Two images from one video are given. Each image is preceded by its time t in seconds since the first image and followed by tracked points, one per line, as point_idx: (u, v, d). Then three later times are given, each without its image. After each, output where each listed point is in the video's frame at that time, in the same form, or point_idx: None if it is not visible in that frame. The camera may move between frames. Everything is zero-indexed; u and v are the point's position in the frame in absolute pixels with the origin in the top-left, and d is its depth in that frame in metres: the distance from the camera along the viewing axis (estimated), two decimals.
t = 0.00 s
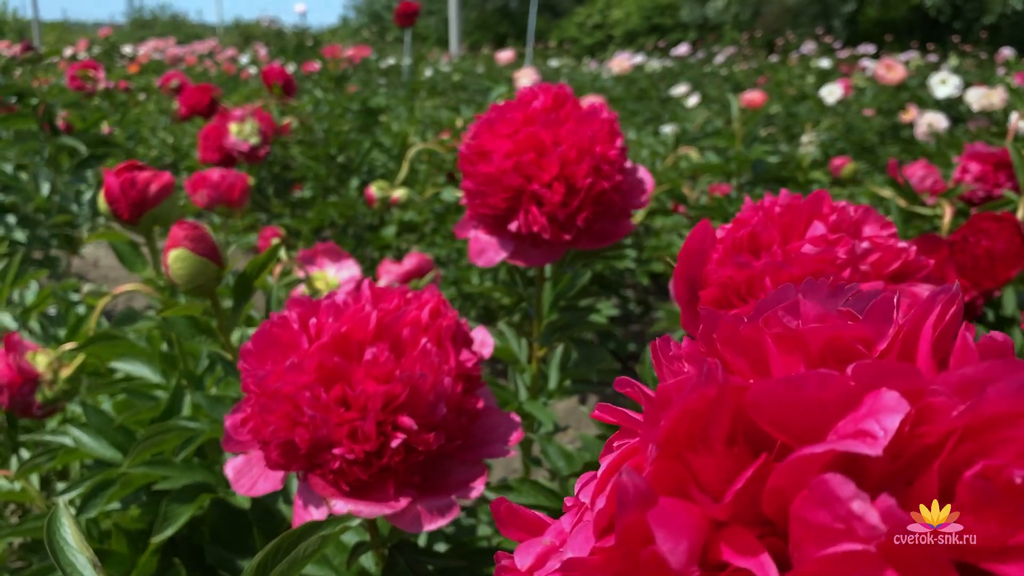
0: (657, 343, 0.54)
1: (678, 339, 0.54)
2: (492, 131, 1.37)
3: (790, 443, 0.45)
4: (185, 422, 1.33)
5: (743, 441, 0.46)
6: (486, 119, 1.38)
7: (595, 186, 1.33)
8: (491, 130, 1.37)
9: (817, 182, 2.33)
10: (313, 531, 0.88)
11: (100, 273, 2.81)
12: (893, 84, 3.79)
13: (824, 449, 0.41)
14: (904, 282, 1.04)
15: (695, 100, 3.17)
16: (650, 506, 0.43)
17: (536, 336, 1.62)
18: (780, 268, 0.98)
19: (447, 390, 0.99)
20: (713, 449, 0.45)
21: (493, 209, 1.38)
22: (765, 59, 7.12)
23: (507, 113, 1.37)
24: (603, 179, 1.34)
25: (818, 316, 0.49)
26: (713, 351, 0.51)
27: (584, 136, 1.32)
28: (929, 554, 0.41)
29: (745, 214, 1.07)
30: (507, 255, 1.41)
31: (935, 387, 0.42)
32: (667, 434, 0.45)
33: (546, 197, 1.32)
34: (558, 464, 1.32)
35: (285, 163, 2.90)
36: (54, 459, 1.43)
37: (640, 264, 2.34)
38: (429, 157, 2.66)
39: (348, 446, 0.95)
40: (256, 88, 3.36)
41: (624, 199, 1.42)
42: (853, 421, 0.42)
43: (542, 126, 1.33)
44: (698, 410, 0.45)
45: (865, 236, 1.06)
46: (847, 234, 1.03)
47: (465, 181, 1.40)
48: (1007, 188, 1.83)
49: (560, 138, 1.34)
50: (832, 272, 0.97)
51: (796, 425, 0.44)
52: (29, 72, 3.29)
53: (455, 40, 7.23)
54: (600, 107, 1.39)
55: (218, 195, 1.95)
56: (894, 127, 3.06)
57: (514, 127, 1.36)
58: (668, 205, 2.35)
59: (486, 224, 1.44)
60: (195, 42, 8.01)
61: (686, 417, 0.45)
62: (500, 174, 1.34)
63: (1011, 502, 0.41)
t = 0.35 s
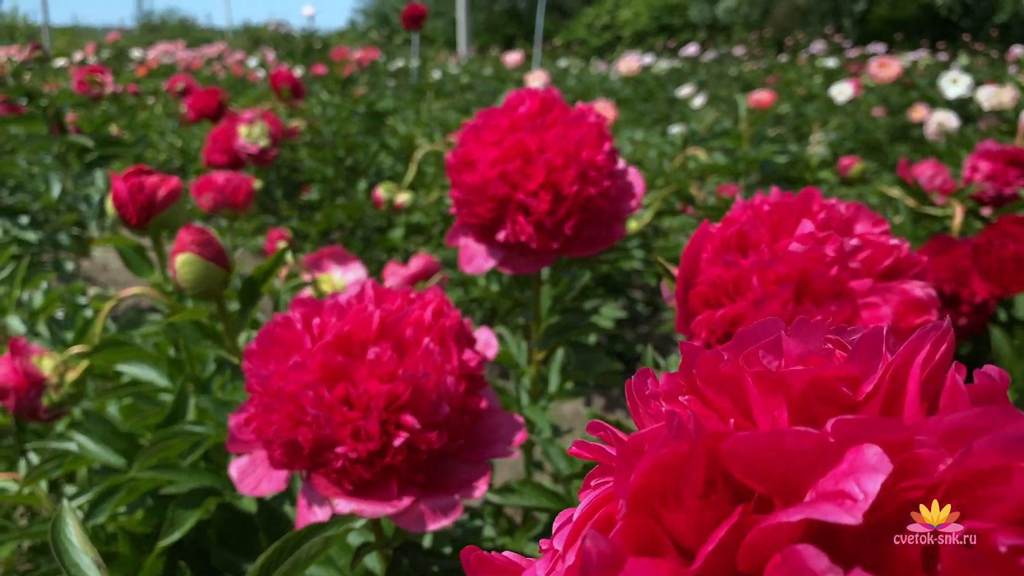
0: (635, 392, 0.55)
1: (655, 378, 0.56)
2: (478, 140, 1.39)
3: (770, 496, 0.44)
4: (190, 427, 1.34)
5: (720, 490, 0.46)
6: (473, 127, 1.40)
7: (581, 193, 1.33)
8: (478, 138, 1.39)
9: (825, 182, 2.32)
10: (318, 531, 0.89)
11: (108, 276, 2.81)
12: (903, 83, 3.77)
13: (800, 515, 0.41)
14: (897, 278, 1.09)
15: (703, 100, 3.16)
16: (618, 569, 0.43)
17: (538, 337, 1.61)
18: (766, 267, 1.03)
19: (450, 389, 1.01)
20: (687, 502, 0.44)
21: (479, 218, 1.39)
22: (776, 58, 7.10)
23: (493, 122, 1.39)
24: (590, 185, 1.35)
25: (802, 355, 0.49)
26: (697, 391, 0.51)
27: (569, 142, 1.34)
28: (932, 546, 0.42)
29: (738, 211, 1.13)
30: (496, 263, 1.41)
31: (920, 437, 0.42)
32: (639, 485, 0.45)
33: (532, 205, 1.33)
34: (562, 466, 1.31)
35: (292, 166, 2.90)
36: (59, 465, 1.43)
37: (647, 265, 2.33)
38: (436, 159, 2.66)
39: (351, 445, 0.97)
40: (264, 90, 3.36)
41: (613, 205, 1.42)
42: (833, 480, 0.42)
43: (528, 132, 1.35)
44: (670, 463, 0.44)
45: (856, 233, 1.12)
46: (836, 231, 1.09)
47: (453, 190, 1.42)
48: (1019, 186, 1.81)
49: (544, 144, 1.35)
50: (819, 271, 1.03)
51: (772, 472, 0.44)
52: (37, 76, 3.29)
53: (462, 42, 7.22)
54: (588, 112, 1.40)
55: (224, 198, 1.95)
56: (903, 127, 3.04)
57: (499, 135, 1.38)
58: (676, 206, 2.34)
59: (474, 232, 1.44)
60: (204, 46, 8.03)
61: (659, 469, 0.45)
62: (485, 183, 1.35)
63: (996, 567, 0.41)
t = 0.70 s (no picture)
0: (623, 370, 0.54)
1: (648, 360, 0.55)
2: (504, 145, 1.36)
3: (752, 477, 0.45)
4: (194, 428, 1.33)
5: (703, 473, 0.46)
6: (499, 132, 1.37)
7: (612, 202, 1.30)
8: (505, 143, 1.36)
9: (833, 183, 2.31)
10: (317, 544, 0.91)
11: (116, 280, 2.82)
12: (911, 84, 3.76)
13: (771, 490, 0.41)
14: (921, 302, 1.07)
15: (710, 102, 3.16)
16: (599, 550, 0.44)
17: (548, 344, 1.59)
18: (788, 293, 1.00)
19: (452, 402, 0.98)
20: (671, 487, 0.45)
21: (506, 224, 1.36)
22: (783, 59, 7.10)
23: (522, 127, 1.36)
24: (621, 195, 1.32)
25: (784, 342, 0.50)
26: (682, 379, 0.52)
27: (600, 150, 1.30)
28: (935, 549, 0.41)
29: (757, 232, 1.11)
30: (521, 270, 1.38)
31: (892, 419, 0.43)
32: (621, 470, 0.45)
33: (562, 213, 1.30)
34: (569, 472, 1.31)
35: (299, 169, 2.90)
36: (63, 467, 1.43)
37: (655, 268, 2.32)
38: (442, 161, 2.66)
39: (354, 459, 0.94)
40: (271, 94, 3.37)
41: (641, 214, 1.39)
42: (808, 460, 0.43)
43: (557, 139, 1.32)
44: (649, 445, 0.45)
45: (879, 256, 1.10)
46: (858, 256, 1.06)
47: (477, 195, 1.38)
48: None
49: (574, 152, 1.32)
50: (842, 297, 1.00)
51: (748, 456, 0.44)
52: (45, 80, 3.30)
53: (470, 45, 7.23)
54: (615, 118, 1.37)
55: (230, 201, 1.94)
56: (912, 127, 3.03)
57: (527, 140, 1.35)
58: (683, 208, 2.33)
59: (498, 238, 1.41)
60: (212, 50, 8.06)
61: (641, 453, 0.45)
62: (514, 190, 1.32)
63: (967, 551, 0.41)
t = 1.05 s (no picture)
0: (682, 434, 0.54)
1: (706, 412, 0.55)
2: (519, 153, 1.37)
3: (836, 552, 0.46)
4: (198, 438, 1.35)
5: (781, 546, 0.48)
6: (512, 140, 1.38)
7: (627, 211, 1.33)
8: (518, 151, 1.37)
9: (838, 188, 2.32)
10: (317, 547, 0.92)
11: (125, 282, 2.85)
12: (918, 88, 3.76)
13: None
14: (931, 307, 1.04)
15: (717, 106, 3.17)
16: None
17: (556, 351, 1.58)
18: (804, 295, 1.00)
19: (451, 407, 0.99)
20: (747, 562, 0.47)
21: (520, 232, 1.37)
22: (790, 62, 7.11)
23: (535, 135, 1.37)
24: (634, 204, 1.34)
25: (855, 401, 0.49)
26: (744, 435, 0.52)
27: (615, 160, 1.32)
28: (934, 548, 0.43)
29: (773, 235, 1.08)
30: (533, 277, 1.39)
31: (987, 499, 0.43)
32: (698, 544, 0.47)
33: (576, 222, 1.32)
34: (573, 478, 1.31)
35: (306, 173, 2.93)
36: (72, 473, 1.47)
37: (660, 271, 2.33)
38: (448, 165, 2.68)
39: (353, 463, 0.96)
40: (280, 97, 3.40)
41: (652, 222, 1.41)
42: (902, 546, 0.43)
43: (572, 148, 1.33)
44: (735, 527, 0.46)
45: (891, 259, 1.07)
46: (873, 260, 1.04)
47: (490, 202, 1.39)
48: None
49: (589, 161, 1.34)
50: (856, 300, 0.99)
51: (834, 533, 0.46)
52: (55, 84, 3.34)
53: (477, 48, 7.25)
54: (628, 127, 1.38)
55: (236, 207, 1.95)
56: (918, 130, 3.04)
57: (542, 147, 1.36)
58: (688, 212, 2.35)
59: (511, 245, 1.43)
60: (223, 54, 8.11)
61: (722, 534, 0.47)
62: (529, 198, 1.34)
63: None
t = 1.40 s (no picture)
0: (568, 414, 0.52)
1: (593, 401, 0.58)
2: (474, 163, 1.37)
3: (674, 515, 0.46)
4: (206, 436, 1.38)
5: (637, 508, 0.48)
6: (468, 149, 1.37)
7: (575, 219, 1.32)
8: (473, 161, 1.37)
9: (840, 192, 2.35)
10: (316, 547, 0.95)
11: (135, 283, 2.88)
12: (921, 93, 3.79)
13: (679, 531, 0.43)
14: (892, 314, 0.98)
15: (721, 109, 3.19)
16: None
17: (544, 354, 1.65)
18: (756, 305, 0.92)
19: (450, 410, 0.99)
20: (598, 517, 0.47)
21: (476, 242, 1.39)
22: (795, 66, 7.15)
23: (489, 145, 1.37)
24: (585, 210, 1.33)
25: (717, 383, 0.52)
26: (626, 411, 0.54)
27: (563, 168, 1.31)
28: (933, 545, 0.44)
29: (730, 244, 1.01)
30: (493, 284, 1.42)
31: (811, 462, 0.44)
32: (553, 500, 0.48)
33: (526, 231, 1.33)
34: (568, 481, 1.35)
35: (314, 175, 2.97)
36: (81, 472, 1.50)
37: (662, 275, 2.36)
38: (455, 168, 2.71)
39: (353, 466, 0.97)
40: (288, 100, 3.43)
41: (611, 225, 1.40)
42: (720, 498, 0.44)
43: (522, 157, 1.32)
44: (579, 485, 0.48)
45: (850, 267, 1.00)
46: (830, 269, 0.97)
47: (449, 213, 1.41)
48: None
49: (540, 168, 1.33)
50: (809, 310, 0.90)
51: (673, 492, 0.45)
52: (67, 86, 3.37)
53: (484, 51, 7.29)
54: (583, 132, 1.36)
55: (242, 212, 1.90)
56: (921, 134, 3.07)
57: (495, 157, 1.36)
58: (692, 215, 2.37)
59: (473, 252, 1.44)
60: (232, 56, 8.17)
61: (569, 488, 0.48)
62: (481, 209, 1.34)
63: None
